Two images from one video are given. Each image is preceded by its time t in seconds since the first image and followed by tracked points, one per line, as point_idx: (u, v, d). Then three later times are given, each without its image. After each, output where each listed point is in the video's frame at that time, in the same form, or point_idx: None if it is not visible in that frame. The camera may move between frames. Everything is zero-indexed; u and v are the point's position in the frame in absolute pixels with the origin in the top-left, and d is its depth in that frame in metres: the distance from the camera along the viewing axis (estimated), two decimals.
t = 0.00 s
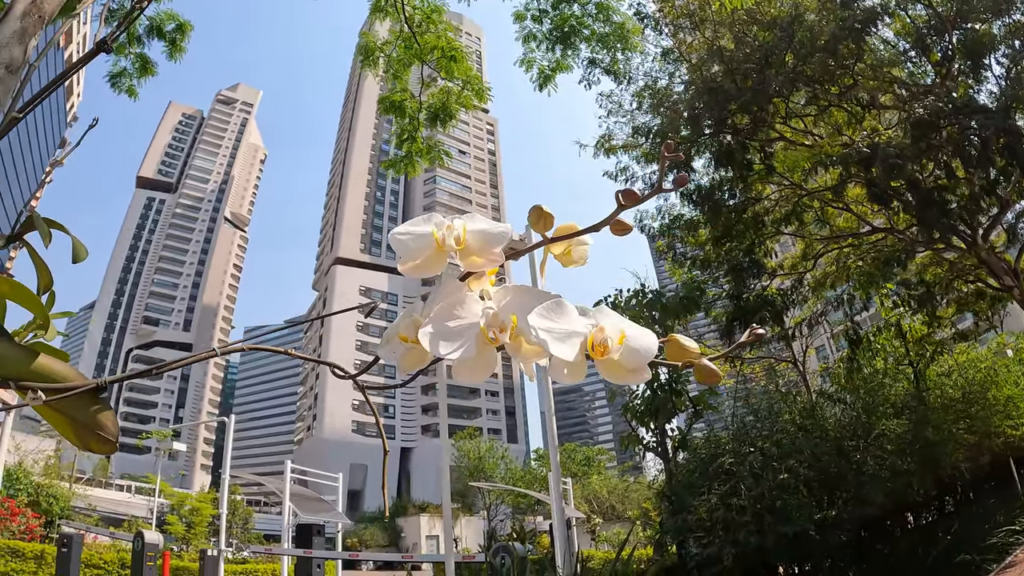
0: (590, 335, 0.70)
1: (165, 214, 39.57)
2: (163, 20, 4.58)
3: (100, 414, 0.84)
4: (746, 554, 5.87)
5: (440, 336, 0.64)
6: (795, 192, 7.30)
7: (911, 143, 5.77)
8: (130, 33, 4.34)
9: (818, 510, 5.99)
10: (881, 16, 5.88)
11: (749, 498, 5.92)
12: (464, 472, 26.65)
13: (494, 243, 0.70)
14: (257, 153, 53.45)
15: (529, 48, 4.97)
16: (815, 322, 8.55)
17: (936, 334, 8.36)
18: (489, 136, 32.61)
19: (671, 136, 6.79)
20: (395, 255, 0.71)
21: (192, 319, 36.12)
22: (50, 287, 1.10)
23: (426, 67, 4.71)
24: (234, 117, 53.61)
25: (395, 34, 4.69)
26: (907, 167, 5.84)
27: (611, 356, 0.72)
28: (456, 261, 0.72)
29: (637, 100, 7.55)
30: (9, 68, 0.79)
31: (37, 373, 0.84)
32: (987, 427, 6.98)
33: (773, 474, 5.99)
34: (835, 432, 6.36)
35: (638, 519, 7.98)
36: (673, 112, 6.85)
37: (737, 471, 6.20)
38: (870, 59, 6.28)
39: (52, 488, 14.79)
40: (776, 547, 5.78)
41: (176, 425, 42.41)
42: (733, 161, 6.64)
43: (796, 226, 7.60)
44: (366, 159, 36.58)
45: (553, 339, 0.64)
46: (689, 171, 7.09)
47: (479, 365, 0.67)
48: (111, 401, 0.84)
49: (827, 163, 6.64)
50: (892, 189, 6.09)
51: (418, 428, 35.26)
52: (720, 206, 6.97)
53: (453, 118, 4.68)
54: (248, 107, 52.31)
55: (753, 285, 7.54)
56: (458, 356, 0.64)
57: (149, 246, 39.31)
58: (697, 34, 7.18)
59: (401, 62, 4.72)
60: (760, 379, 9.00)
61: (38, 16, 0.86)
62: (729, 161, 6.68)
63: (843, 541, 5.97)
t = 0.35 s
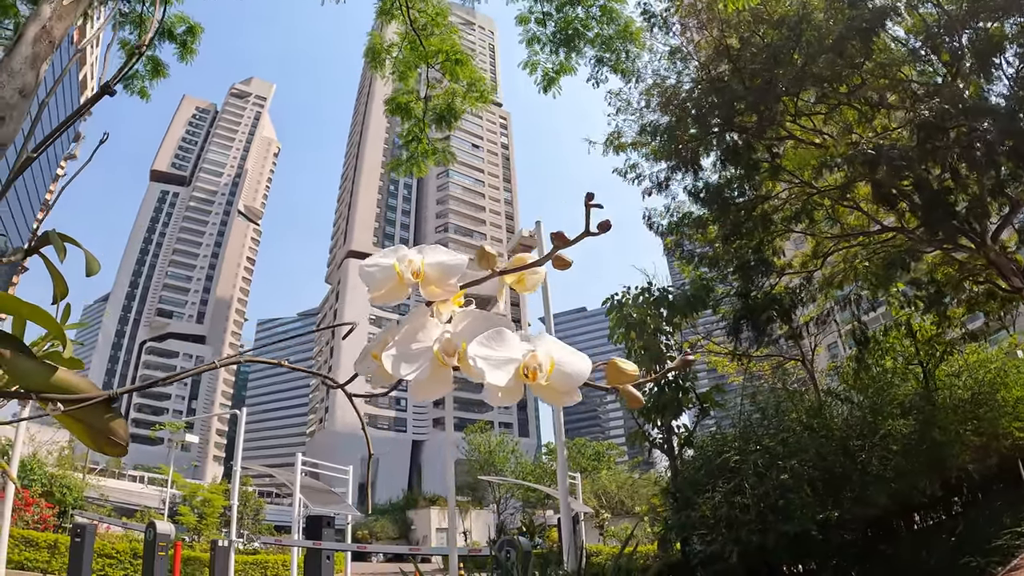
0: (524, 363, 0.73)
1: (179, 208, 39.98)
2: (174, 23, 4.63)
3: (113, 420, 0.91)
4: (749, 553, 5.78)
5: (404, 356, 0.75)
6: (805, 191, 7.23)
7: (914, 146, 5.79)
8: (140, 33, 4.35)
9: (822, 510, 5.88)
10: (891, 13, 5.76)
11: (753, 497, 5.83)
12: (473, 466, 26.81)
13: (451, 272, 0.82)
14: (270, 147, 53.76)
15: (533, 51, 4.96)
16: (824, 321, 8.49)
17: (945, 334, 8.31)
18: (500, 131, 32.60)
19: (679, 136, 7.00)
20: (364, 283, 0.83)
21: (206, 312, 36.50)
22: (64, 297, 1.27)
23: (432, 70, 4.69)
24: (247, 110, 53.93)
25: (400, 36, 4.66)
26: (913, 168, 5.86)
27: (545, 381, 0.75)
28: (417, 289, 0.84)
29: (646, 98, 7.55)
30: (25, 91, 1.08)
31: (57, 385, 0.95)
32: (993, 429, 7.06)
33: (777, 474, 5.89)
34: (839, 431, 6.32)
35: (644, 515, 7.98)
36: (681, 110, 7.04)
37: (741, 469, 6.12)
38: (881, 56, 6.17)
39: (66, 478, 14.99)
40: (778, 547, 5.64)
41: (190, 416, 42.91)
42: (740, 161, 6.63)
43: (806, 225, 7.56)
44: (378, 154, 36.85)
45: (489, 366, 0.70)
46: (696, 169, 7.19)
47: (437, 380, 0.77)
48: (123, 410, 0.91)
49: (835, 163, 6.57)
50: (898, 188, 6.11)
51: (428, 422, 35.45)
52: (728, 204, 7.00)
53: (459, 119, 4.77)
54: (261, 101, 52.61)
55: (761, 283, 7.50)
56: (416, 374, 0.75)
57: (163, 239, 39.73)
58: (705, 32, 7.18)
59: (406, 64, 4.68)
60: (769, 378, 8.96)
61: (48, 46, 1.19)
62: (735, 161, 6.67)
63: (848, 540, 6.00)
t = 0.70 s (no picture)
0: (468, 369, 0.84)
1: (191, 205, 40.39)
2: (182, 28, 4.70)
3: (120, 418, 0.94)
4: (753, 551, 5.63)
5: (371, 363, 0.85)
6: (812, 188, 7.21)
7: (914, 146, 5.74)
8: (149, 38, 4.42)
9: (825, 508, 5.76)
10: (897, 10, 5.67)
11: (757, 494, 5.72)
12: (482, 461, 26.91)
13: (413, 288, 0.91)
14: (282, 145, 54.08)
15: (532, 53, 4.97)
16: (831, 318, 8.44)
17: (954, 332, 8.23)
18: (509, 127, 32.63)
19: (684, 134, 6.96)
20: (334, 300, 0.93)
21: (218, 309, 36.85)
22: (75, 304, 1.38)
23: (432, 74, 4.74)
24: (259, 108, 54.34)
25: (402, 40, 4.72)
26: (915, 167, 5.82)
27: (488, 385, 0.86)
28: (383, 304, 0.93)
29: (650, 97, 7.58)
30: (35, 112, 1.34)
31: (68, 387, 0.99)
32: (1001, 427, 6.89)
33: (780, 471, 5.80)
34: (844, 430, 6.29)
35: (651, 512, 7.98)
36: (685, 108, 6.98)
37: (745, 466, 6.04)
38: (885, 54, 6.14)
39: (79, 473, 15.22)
40: (781, 545, 5.54)
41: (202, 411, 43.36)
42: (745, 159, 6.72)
43: (813, 222, 7.54)
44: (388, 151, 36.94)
45: (438, 370, 0.80)
46: (701, 167, 7.12)
47: (399, 385, 0.87)
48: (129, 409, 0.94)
49: (838, 161, 6.53)
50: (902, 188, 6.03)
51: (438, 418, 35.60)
52: (734, 201, 6.97)
53: (460, 121, 4.76)
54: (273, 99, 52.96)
55: (768, 281, 7.45)
56: (381, 378, 0.85)
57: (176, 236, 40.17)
58: (709, 31, 7.17)
59: (408, 68, 4.73)
60: (777, 375, 8.93)
61: (55, 67, 1.42)
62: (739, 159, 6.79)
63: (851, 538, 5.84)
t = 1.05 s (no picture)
0: (467, 374, 0.84)
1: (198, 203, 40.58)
2: (189, 29, 4.73)
3: (134, 416, 0.94)
4: (757, 549, 5.56)
5: (374, 364, 0.85)
6: (817, 185, 7.20)
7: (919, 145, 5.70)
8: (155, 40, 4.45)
9: (829, 506, 5.70)
10: (904, 7, 5.61)
11: (761, 492, 5.69)
12: (489, 459, 26.98)
13: (415, 293, 0.91)
14: (288, 143, 54.18)
15: (537, 54, 4.95)
16: (835, 316, 8.42)
17: (959, 330, 8.21)
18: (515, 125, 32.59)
19: (689, 132, 6.94)
20: (341, 304, 0.94)
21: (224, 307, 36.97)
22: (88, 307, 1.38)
23: (438, 74, 4.75)
24: (265, 106, 54.56)
25: (409, 40, 4.72)
26: (920, 166, 5.78)
27: (484, 390, 0.86)
28: (388, 309, 0.94)
29: (656, 95, 7.59)
30: (48, 119, 1.34)
31: (82, 385, 0.99)
32: (1005, 426, 6.91)
33: (784, 468, 5.77)
34: (849, 427, 6.30)
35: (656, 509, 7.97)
36: (691, 108, 6.99)
37: (749, 463, 6.02)
38: (889, 52, 6.12)
39: (85, 470, 15.28)
40: (784, 543, 5.51)
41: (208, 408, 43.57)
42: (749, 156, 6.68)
43: (819, 220, 7.53)
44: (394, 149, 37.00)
45: (436, 374, 0.81)
46: (705, 166, 7.06)
47: (402, 385, 0.87)
48: (142, 407, 0.94)
49: (843, 160, 6.51)
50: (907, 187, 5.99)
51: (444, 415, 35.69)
52: (739, 199, 6.94)
53: (467, 121, 4.77)
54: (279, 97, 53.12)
55: (773, 279, 7.42)
56: (384, 380, 0.85)
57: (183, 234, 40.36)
58: (713, 29, 7.15)
59: (415, 68, 4.73)
60: (782, 373, 8.91)
61: (68, 75, 1.42)
62: (743, 157, 6.74)
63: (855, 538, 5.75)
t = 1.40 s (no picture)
0: (472, 366, 0.83)
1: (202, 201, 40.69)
2: (192, 27, 4.73)
3: (136, 411, 0.94)
4: (759, 547, 5.58)
5: (379, 358, 0.85)
6: (822, 183, 7.18)
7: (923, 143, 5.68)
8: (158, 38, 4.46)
9: (833, 505, 5.68)
10: (907, 5, 5.59)
11: (764, 490, 5.70)
12: (492, 457, 27.03)
13: (419, 286, 0.91)
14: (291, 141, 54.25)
15: (539, 52, 4.95)
16: (839, 315, 8.38)
17: (963, 329, 8.18)
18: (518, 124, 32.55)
19: (693, 130, 6.92)
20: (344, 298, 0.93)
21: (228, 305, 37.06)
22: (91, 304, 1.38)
23: (441, 72, 4.74)
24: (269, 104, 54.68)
25: (411, 38, 4.71)
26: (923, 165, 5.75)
27: (489, 381, 0.85)
28: (392, 303, 0.94)
29: (659, 93, 7.57)
30: (51, 115, 1.34)
31: (84, 380, 0.98)
32: (1010, 425, 6.80)
33: (788, 467, 5.75)
34: (853, 426, 6.27)
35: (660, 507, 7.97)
36: (695, 106, 6.97)
37: (753, 462, 6.00)
38: (893, 50, 6.09)
39: (90, 468, 15.35)
40: (787, 541, 5.52)
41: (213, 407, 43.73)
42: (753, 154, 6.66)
43: (823, 218, 7.50)
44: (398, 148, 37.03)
45: (442, 366, 0.80)
46: (709, 164, 7.05)
47: (405, 379, 0.87)
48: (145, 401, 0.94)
49: (847, 158, 6.50)
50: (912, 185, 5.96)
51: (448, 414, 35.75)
52: (743, 197, 6.92)
53: (469, 120, 4.77)
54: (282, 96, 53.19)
55: (777, 277, 7.40)
56: (389, 374, 0.85)
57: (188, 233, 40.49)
58: (717, 27, 7.13)
59: (417, 66, 4.73)
60: (786, 371, 8.90)
61: (71, 72, 1.42)
62: (748, 155, 6.72)
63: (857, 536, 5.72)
